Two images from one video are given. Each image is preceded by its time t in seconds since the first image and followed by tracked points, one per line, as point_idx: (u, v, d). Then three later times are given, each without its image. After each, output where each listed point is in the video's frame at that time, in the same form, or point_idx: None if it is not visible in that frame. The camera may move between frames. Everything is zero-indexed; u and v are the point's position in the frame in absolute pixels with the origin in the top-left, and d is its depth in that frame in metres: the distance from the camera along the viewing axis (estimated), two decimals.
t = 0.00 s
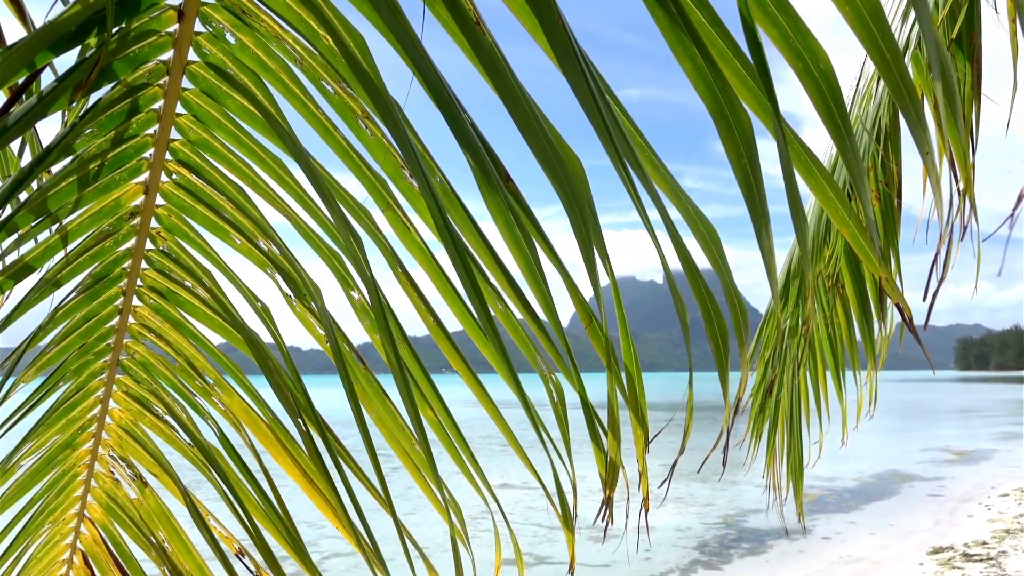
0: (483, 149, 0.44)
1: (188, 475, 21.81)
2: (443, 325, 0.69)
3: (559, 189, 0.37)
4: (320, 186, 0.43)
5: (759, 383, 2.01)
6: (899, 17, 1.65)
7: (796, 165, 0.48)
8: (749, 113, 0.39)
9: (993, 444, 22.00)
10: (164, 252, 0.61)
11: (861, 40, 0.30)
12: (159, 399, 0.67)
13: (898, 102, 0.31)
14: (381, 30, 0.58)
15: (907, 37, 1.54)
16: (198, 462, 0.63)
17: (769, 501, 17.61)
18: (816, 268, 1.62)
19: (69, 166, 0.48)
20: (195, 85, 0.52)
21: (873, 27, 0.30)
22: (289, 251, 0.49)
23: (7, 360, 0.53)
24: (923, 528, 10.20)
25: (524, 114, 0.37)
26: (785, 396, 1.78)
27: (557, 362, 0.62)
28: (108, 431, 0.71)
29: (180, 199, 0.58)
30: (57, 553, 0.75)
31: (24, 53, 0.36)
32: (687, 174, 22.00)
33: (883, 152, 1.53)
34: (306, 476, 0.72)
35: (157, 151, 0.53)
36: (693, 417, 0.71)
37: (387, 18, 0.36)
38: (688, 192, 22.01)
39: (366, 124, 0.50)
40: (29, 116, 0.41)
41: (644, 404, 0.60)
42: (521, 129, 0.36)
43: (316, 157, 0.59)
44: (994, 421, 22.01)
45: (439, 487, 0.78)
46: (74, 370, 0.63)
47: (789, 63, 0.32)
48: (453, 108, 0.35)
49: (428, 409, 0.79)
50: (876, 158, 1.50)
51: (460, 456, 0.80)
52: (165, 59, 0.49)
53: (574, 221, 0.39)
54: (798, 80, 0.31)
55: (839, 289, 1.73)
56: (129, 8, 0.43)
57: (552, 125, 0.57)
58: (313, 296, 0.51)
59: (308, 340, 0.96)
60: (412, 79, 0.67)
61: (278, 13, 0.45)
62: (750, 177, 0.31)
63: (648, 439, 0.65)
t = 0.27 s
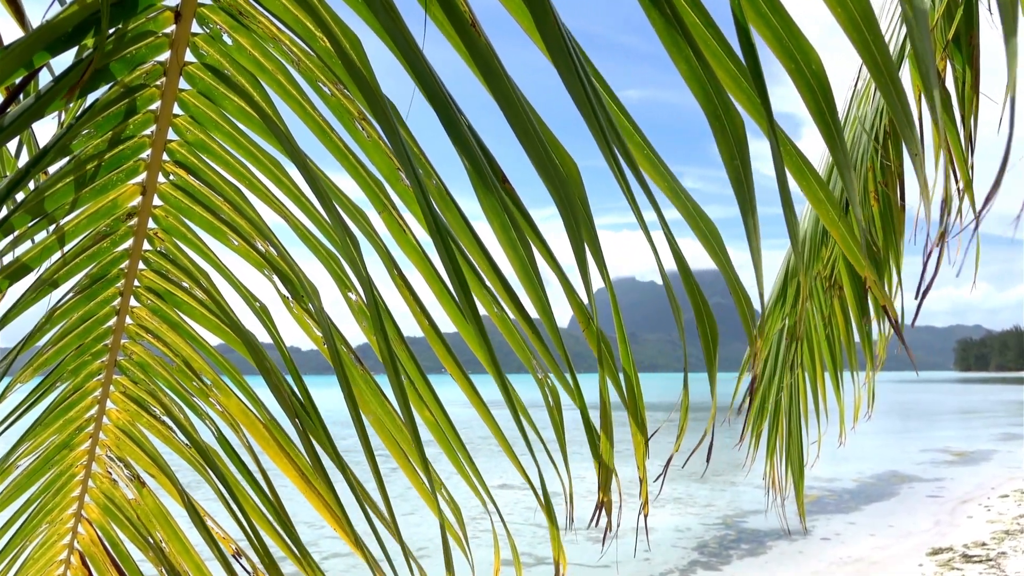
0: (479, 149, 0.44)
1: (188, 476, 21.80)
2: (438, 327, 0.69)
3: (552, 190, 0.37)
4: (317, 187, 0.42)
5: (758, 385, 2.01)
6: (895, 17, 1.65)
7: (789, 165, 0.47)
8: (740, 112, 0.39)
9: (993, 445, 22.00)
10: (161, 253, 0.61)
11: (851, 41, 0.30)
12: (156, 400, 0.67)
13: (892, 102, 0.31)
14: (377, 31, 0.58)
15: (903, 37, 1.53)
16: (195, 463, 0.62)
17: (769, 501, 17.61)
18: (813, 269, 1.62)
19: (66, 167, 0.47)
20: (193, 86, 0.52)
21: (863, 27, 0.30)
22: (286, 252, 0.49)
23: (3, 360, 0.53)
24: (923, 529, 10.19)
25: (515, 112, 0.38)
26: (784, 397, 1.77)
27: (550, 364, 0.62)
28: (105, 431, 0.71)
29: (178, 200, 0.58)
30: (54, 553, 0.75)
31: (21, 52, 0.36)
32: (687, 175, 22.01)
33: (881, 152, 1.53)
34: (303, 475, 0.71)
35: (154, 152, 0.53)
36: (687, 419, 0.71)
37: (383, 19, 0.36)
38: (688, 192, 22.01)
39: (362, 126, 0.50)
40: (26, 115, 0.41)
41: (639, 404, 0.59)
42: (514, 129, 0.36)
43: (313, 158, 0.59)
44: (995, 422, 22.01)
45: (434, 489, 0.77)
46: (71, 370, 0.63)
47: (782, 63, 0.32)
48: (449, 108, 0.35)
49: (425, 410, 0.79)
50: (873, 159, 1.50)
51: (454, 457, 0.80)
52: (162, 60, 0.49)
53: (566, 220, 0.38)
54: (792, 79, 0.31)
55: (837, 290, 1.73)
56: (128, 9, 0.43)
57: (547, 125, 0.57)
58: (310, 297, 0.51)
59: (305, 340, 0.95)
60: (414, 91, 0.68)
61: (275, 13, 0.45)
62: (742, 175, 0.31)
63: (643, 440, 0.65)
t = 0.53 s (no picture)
0: (476, 149, 0.44)
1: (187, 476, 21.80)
2: (433, 328, 0.69)
3: (547, 192, 0.37)
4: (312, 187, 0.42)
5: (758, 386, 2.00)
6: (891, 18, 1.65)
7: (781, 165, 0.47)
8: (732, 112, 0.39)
9: (993, 446, 22.00)
10: (158, 254, 0.61)
11: (844, 41, 0.30)
12: (153, 400, 0.67)
13: (883, 106, 0.31)
14: (373, 32, 0.58)
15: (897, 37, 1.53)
16: (193, 464, 0.62)
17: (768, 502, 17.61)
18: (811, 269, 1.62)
19: (62, 168, 0.47)
20: (190, 86, 0.52)
21: (852, 26, 0.31)
22: (283, 253, 0.49)
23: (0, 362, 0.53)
24: (924, 530, 10.19)
25: (510, 115, 0.38)
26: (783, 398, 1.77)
27: (545, 366, 0.62)
28: (103, 431, 0.71)
29: (175, 201, 0.58)
30: (52, 553, 0.75)
31: (19, 52, 0.36)
32: (687, 175, 22.00)
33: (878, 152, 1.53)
34: (300, 476, 0.71)
35: (151, 153, 0.53)
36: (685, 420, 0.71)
37: (380, 20, 0.36)
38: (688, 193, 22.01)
39: (359, 127, 0.49)
40: (24, 116, 0.41)
41: (635, 405, 0.59)
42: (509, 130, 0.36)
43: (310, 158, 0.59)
44: (995, 423, 22.00)
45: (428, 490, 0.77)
46: (69, 371, 0.63)
47: (776, 64, 0.32)
48: (444, 109, 0.35)
49: (422, 412, 0.79)
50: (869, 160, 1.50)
51: (453, 458, 0.80)
52: (158, 61, 0.49)
53: (560, 220, 0.38)
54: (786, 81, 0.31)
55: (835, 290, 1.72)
56: (124, 10, 0.43)
57: (541, 126, 0.57)
58: (307, 298, 0.51)
59: (303, 341, 0.95)
60: (416, 98, 0.68)
61: (271, 14, 0.45)
62: (733, 177, 0.31)
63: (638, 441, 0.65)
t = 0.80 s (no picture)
0: (474, 149, 0.44)
1: (187, 476, 21.79)
2: (430, 329, 0.69)
3: (543, 191, 0.37)
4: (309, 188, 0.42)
5: (756, 386, 2.00)
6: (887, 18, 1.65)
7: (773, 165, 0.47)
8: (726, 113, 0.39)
9: (993, 447, 22.00)
10: (157, 254, 0.61)
11: (838, 43, 0.30)
12: (152, 400, 0.67)
13: (874, 107, 0.31)
14: (371, 33, 0.58)
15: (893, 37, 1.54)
16: (191, 464, 0.62)
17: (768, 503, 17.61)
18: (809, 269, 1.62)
19: (59, 169, 0.47)
20: (187, 87, 0.51)
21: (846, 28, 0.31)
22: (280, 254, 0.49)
23: None
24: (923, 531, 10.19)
25: (505, 113, 0.38)
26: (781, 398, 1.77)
27: (541, 366, 0.62)
28: (102, 431, 0.71)
29: (174, 202, 0.58)
30: (50, 553, 0.75)
31: (16, 53, 0.36)
32: (687, 176, 22.00)
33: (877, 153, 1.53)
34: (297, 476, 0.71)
35: (149, 153, 0.53)
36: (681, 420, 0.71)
37: (378, 21, 0.36)
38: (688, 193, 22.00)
39: (356, 128, 0.49)
40: (21, 116, 0.41)
41: (630, 404, 0.60)
42: (506, 130, 0.36)
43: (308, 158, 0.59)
44: (994, 424, 22.00)
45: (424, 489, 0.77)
46: (67, 371, 0.63)
47: (772, 65, 0.32)
48: (442, 109, 0.35)
49: (419, 412, 0.79)
50: (866, 161, 1.50)
51: (449, 459, 0.80)
52: (156, 61, 0.49)
53: (556, 220, 0.38)
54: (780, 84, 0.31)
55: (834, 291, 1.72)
56: (122, 10, 0.43)
57: (539, 127, 0.57)
58: (304, 299, 0.51)
59: (301, 341, 0.95)
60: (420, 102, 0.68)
61: (268, 15, 0.45)
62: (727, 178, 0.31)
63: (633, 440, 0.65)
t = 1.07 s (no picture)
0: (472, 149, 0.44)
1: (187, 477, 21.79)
2: (427, 330, 0.69)
3: (540, 191, 0.37)
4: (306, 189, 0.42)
5: (753, 386, 2.00)
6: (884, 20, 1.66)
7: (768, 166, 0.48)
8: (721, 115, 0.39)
9: (993, 447, 22.00)
10: (155, 255, 0.61)
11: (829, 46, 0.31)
12: (150, 401, 0.67)
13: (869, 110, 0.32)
14: (368, 34, 0.58)
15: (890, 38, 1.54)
16: (188, 464, 0.62)
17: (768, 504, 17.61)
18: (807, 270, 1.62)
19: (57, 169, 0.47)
20: (185, 87, 0.51)
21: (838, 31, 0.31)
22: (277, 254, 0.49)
23: None
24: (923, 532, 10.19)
25: (503, 113, 0.38)
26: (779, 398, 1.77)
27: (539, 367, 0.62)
28: (101, 431, 0.71)
29: (171, 202, 0.58)
30: (49, 553, 0.75)
31: (12, 54, 0.36)
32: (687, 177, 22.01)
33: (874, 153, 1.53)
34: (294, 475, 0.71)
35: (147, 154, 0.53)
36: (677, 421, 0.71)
37: (376, 21, 0.36)
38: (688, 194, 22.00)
39: (354, 129, 0.49)
40: (17, 118, 0.41)
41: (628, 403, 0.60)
42: (504, 130, 0.36)
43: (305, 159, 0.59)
44: (994, 424, 22.00)
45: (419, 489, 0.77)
46: (66, 371, 0.63)
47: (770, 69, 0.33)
48: (439, 108, 0.36)
49: (415, 413, 0.79)
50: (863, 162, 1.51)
51: (446, 459, 0.80)
52: (154, 62, 0.49)
53: (555, 220, 0.38)
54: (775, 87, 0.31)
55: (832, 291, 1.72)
56: (120, 12, 0.43)
57: (537, 128, 0.57)
58: (302, 300, 0.51)
59: (298, 342, 0.95)
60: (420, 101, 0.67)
61: (266, 16, 0.45)
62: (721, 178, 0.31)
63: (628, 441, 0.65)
